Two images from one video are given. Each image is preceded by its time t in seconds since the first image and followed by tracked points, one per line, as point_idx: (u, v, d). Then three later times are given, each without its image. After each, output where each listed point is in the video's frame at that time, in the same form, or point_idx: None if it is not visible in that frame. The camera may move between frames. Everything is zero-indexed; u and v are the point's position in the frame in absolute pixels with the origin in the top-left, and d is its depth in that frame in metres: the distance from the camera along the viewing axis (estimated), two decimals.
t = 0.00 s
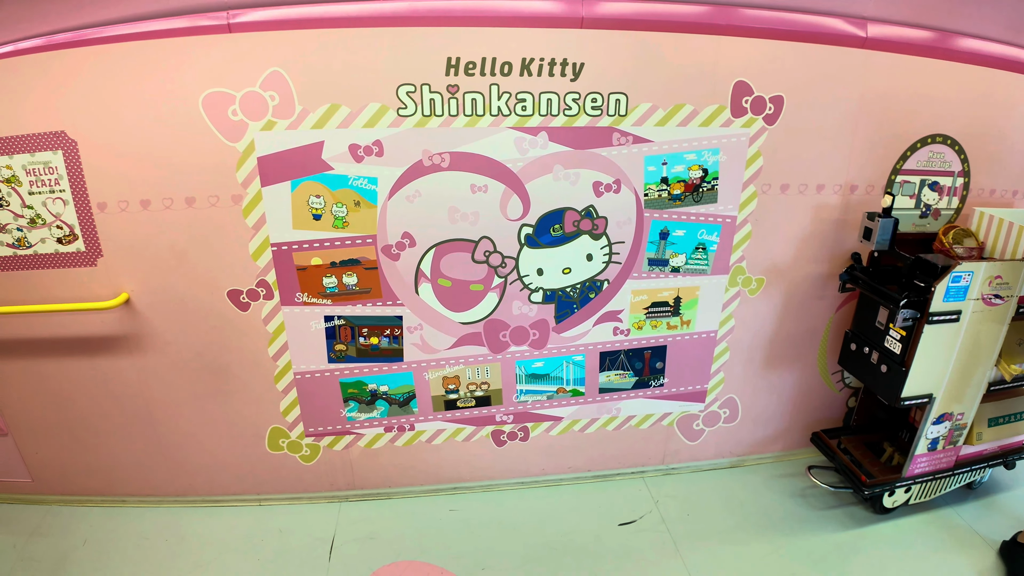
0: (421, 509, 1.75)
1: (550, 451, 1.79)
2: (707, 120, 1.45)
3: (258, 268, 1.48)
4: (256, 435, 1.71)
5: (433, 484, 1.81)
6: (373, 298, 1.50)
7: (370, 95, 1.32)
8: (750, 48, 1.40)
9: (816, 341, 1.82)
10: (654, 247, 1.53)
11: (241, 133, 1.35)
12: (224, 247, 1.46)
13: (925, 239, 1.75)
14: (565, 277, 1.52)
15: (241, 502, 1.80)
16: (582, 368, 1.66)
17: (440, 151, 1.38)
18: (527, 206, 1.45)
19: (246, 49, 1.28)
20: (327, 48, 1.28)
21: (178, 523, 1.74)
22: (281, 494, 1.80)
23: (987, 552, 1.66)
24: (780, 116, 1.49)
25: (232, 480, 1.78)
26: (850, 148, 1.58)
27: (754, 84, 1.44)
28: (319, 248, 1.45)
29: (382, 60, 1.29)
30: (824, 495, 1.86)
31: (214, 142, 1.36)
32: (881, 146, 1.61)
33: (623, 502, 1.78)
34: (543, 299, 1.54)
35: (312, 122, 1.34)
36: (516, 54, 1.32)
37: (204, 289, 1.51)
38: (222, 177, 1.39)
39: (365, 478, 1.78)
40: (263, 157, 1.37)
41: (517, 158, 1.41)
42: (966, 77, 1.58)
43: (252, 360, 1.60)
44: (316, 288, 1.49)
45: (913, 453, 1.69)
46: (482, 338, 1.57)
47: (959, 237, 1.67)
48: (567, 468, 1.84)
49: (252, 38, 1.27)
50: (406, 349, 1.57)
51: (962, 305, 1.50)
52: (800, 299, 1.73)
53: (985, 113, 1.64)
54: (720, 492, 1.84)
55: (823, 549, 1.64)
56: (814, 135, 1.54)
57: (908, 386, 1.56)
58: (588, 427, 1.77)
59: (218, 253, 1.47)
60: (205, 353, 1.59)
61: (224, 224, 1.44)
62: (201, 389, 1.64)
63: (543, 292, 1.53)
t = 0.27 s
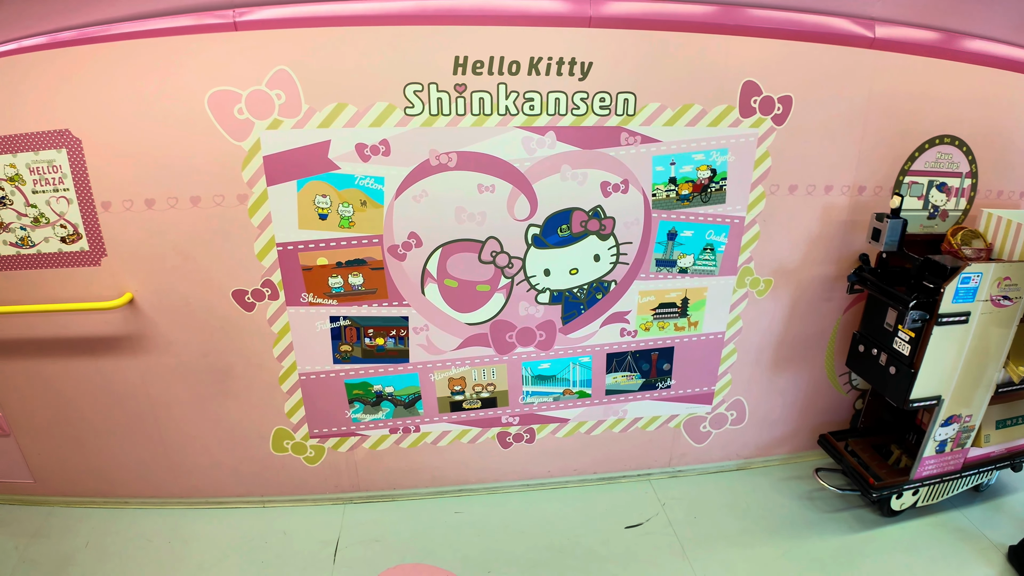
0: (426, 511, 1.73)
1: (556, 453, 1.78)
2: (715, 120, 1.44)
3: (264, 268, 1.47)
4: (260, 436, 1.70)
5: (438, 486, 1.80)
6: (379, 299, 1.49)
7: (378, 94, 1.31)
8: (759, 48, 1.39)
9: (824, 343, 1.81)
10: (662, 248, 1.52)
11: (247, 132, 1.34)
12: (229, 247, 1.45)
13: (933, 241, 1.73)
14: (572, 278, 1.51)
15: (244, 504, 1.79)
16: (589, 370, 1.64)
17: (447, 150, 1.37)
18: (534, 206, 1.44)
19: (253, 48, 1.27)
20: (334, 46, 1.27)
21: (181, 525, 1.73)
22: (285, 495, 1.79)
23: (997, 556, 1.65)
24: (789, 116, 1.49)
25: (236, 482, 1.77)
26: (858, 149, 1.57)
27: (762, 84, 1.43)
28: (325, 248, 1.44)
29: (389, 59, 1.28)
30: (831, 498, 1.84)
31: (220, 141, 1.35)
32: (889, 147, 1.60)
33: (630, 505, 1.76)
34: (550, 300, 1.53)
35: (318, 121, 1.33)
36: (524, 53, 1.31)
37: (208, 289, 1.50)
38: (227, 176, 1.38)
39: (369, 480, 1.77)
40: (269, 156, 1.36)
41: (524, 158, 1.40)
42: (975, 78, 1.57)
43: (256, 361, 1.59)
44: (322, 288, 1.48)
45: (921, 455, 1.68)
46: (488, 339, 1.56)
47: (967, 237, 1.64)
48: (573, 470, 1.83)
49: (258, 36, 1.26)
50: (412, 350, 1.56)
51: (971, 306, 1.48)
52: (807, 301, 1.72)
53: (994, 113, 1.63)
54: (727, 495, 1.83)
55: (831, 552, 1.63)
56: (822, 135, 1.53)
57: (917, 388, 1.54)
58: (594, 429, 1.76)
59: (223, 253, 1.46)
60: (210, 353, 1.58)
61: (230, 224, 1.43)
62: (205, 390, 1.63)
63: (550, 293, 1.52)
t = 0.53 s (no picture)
0: (430, 513, 1.72)
1: (561, 454, 1.76)
2: (723, 118, 1.43)
3: (267, 267, 1.46)
4: (262, 436, 1.68)
5: (442, 487, 1.78)
6: (383, 298, 1.48)
7: (383, 91, 1.30)
8: (767, 45, 1.38)
9: (831, 343, 1.79)
10: (669, 247, 1.51)
11: (250, 129, 1.33)
12: (232, 245, 1.44)
13: (941, 240, 1.72)
14: (578, 277, 1.50)
15: (246, 505, 1.78)
16: (594, 370, 1.63)
17: (452, 148, 1.36)
18: (540, 204, 1.42)
19: (256, 44, 1.26)
20: (339, 43, 1.26)
21: (183, 526, 1.71)
22: (287, 496, 1.77)
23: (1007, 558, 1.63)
24: (797, 113, 1.47)
25: (238, 483, 1.75)
26: (867, 147, 1.56)
27: (771, 81, 1.42)
28: (329, 247, 1.42)
29: (393, 55, 1.27)
30: (838, 499, 1.83)
31: (223, 139, 1.34)
32: (897, 145, 1.59)
33: (635, 507, 1.75)
34: (555, 299, 1.52)
35: (322, 118, 1.32)
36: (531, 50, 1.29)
37: (211, 288, 1.49)
38: (230, 174, 1.37)
39: (373, 481, 1.75)
40: (273, 153, 1.35)
41: (531, 155, 1.38)
42: (985, 76, 1.55)
43: (259, 360, 1.57)
44: (326, 287, 1.46)
45: (929, 456, 1.66)
46: (493, 338, 1.55)
47: (975, 237, 1.62)
48: (577, 472, 1.81)
49: (262, 32, 1.24)
50: (417, 349, 1.54)
51: (980, 306, 1.47)
52: (815, 301, 1.71)
53: (1003, 112, 1.61)
54: (734, 496, 1.81)
55: (839, 554, 1.61)
56: (831, 133, 1.52)
57: (926, 388, 1.53)
58: (599, 430, 1.74)
59: (225, 252, 1.45)
60: (212, 353, 1.57)
61: (233, 222, 1.41)
62: (207, 390, 1.61)
63: (556, 292, 1.51)
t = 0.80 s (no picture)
0: (427, 515, 1.68)
1: (561, 455, 1.73)
2: (728, 109, 1.39)
3: (259, 262, 1.42)
4: (255, 437, 1.64)
5: (439, 489, 1.74)
6: (379, 294, 1.44)
7: (378, 80, 1.26)
8: (773, 34, 1.34)
9: (837, 341, 1.75)
10: (672, 242, 1.47)
11: (242, 120, 1.29)
12: (223, 240, 1.40)
13: (949, 236, 1.67)
14: (579, 273, 1.46)
15: (240, 507, 1.74)
16: (595, 369, 1.59)
17: (450, 140, 1.32)
18: (540, 198, 1.39)
19: (248, 32, 1.22)
20: (333, 31, 1.22)
21: (174, 528, 1.67)
22: (281, 497, 1.73)
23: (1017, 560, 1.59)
24: (803, 105, 1.43)
25: (231, 484, 1.72)
26: (874, 140, 1.52)
27: (776, 72, 1.38)
28: (323, 241, 1.38)
29: (389, 44, 1.23)
30: (844, 500, 1.79)
31: (214, 130, 1.30)
32: (905, 138, 1.55)
33: (637, 508, 1.71)
34: (555, 296, 1.48)
35: (316, 109, 1.28)
36: (530, 39, 1.26)
37: (202, 284, 1.45)
38: (221, 166, 1.33)
39: (368, 482, 1.71)
40: (265, 145, 1.31)
41: (530, 147, 1.35)
42: (994, 67, 1.52)
43: (251, 358, 1.54)
44: (319, 283, 1.42)
45: (937, 456, 1.63)
46: (492, 336, 1.51)
47: (984, 232, 1.57)
48: (578, 473, 1.77)
49: (253, 20, 1.21)
50: (413, 347, 1.50)
51: (990, 302, 1.43)
52: (820, 298, 1.67)
53: (1013, 104, 1.58)
54: (738, 498, 1.77)
55: (846, 557, 1.57)
56: (838, 126, 1.48)
57: (934, 387, 1.49)
58: (600, 430, 1.71)
59: (216, 247, 1.41)
60: (204, 351, 1.53)
61: (224, 216, 1.38)
62: (199, 389, 1.58)
63: (556, 289, 1.47)
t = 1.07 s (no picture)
0: (411, 524, 1.60)
1: (553, 461, 1.65)
2: (727, 94, 1.31)
3: (230, 258, 1.34)
4: (231, 442, 1.56)
5: (425, 496, 1.66)
6: (357, 292, 1.36)
7: (353, 63, 1.18)
8: (775, 15, 1.26)
9: (842, 340, 1.67)
10: (668, 236, 1.39)
11: (211, 107, 1.21)
12: (192, 234, 1.32)
13: (959, 230, 1.58)
14: (570, 269, 1.38)
15: (216, 515, 1.66)
16: (588, 370, 1.51)
17: (430, 126, 1.24)
18: (527, 189, 1.30)
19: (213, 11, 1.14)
20: (305, 10, 1.14)
21: (147, 538, 1.59)
22: (260, 505, 1.65)
23: None
24: (807, 90, 1.35)
25: (207, 491, 1.64)
26: (882, 128, 1.44)
27: (778, 55, 1.30)
28: (297, 235, 1.30)
29: (364, 23, 1.15)
30: (849, 507, 1.71)
31: (179, 117, 1.22)
32: (914, 127, 1.47)
33: (632, 517, 1.63)
34: (544, 293, 1.40)
35: (289, 94, 1.20)
36: (516, 18, 1.18)
37: (171, 281, 1.37)
38: (187, 155, 1.25)
39: (350, 489, 1.63)
40: (235, 133, 1.23)
41: (517, 134, 1.26)
42: (1007, 52, 1.43)
43: (225, 359, 1.45)
44: (293, 280, 1.34)
45: (947, 461, 1.54)
46: (478, 336, 1.43)
47: (997, 225, 1.48)
48: (571, 479, 1.69)
49: None
50: (394, 348, 1.42)
51: (1005, 299, 1.35)
52: (825, 295, 1.59)
53: None
54: (738, 505, 1.69)
55: (852, 568, 1.49)
56: (843, 113, 1.40)
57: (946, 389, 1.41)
58: (593, 435, 1.63)
59: (185, 241, 1.33)
60: (175, 352, 1.45)
61: (192, 209, 1.29)
62: (170, 392, 1.50)
63: (545, 285, 1.39)
